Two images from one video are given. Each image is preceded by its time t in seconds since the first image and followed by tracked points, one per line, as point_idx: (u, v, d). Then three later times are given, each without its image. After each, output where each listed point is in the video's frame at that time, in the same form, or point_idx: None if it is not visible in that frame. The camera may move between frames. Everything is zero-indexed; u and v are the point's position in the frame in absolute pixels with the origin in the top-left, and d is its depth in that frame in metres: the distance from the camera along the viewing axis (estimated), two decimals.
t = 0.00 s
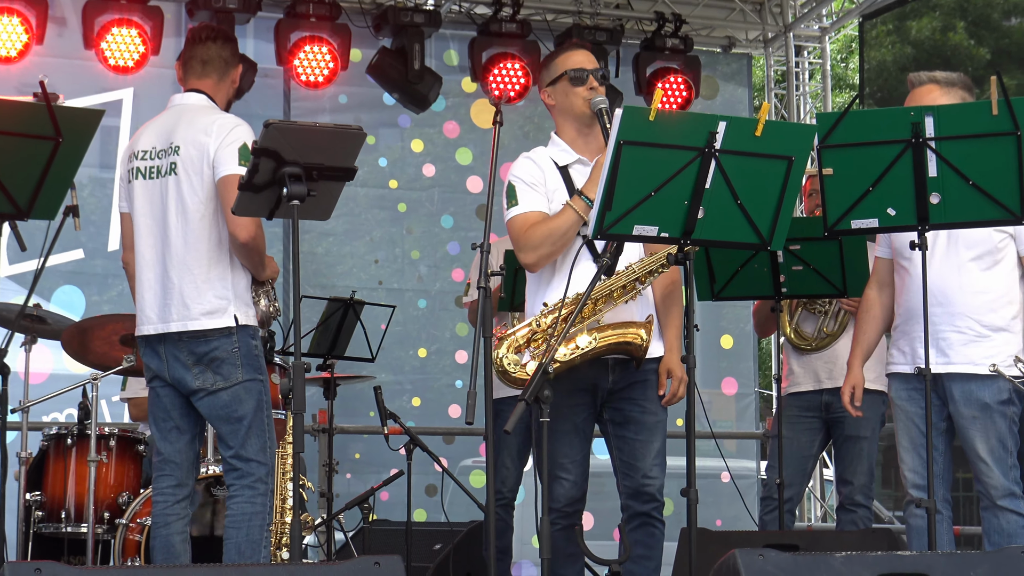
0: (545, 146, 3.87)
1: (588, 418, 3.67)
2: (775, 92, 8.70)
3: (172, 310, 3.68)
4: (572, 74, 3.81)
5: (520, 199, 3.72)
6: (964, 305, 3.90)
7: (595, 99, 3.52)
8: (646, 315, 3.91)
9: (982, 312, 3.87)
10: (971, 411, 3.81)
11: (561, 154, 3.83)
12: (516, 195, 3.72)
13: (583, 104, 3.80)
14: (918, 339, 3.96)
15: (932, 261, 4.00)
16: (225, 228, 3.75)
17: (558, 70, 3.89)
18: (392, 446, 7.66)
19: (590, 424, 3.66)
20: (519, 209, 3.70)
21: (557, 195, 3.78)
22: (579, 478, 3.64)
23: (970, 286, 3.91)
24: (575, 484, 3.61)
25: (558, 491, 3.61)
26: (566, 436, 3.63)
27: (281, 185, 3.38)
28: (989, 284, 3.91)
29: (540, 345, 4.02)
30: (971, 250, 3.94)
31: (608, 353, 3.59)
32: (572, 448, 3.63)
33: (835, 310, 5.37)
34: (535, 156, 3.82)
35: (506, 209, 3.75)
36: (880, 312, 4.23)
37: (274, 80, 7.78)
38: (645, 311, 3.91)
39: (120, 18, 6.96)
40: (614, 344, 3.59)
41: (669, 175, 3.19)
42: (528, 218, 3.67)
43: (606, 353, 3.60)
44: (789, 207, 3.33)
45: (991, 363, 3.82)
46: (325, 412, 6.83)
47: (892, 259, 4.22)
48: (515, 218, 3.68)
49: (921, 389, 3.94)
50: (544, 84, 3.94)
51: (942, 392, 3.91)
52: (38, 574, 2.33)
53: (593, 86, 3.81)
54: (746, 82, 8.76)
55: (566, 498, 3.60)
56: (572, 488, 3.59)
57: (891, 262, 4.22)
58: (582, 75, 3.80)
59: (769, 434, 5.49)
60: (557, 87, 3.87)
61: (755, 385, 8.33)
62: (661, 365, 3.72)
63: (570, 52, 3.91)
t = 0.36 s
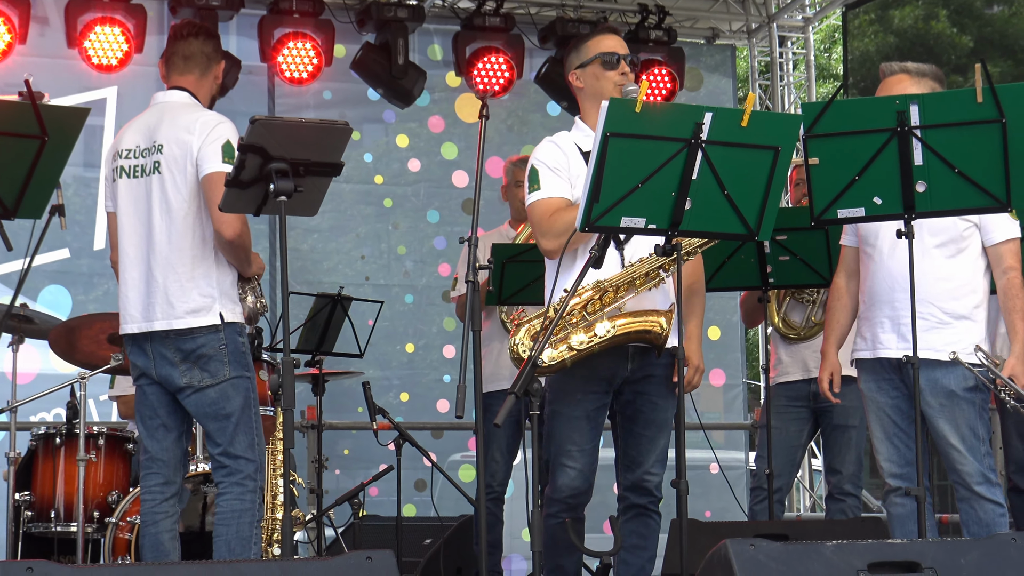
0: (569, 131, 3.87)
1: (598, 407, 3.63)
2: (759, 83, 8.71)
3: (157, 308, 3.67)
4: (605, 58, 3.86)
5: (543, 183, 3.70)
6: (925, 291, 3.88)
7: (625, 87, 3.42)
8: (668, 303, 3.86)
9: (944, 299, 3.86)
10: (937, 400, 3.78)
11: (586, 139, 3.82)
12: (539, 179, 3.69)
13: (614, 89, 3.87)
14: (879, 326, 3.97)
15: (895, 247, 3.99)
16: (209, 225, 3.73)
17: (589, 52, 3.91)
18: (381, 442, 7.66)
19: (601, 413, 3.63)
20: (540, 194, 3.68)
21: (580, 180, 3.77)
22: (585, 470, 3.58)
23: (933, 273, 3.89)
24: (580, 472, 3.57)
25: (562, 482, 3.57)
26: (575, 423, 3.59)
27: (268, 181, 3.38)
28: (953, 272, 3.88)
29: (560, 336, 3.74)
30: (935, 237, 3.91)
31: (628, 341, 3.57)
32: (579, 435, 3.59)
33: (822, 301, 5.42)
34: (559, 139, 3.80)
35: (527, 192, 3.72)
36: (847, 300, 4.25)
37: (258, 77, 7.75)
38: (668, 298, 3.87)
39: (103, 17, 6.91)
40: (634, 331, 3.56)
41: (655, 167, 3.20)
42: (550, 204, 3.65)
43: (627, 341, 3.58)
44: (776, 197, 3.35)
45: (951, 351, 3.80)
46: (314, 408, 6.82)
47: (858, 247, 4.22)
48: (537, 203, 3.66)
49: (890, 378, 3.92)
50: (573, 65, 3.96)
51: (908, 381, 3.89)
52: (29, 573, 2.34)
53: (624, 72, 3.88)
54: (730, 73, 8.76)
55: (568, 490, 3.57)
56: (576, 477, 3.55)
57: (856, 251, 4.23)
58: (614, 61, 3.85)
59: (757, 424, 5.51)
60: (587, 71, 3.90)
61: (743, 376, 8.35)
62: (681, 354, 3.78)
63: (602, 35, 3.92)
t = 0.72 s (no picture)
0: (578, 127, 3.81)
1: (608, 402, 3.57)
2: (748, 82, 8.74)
3: (145, 303, 3.66)
4: (626, 55, 3.85)
5: (551, 178, 3.65)
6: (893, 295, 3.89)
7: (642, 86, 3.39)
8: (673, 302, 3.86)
9: (913, 303, 3.87)
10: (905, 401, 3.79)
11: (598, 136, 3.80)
12: (547, 175, 3.65)
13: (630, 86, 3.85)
14: (850, 329, 3.97)
15: (866, 251, 4.01)
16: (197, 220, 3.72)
17: (608, 48, 3.90)
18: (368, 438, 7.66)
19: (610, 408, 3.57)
20: (548, 189, 3.64)
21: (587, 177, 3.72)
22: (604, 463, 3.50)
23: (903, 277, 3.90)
24: (595, 466, 3.48)
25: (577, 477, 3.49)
26: (591, 413, 3.52)
27: (258, 177, 3.38)
28: (924, 276, 3.89)
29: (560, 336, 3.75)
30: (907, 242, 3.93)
31: (635, 339, 3.57)
32: (596, 425, 3.51)
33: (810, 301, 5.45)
34: (567, 135, 3.74)
35: (535, 188, 3.68)
36: (822, 311, 4.26)
37: (248, 72, 7.73)
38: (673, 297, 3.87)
39: (92, 10, 6.89)
40: (640, 330, 3.56)
41: (646, 165, 3.21)
42: (556, 200, 3.62)
43: (635, 339, 3.57)
44: (766, 196, 3.36)
45: (919, 355, 3.82)
46: (301, 404, 6.81)
47: (835, 256, 4.22)
48: (545, 200, 3.62)
49: (861, 380, 3.95)
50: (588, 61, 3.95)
51: (878, 383, 3.90)
52: (18, 567, 2.33)
53: (643, 71, 3.87)
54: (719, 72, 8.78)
55: (589, 482, 3.48)
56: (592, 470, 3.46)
57: (833, 258, 4.23)
58: (635, 60, 3.84)
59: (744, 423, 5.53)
60: (604, 66, 3.88)
61: (730, 374, 8.38)
62: (692, 353, 3.82)
63: (620, 32, 3.92)
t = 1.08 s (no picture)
0: (567, 123, 3.81)
1: (592, 403, 3.59)
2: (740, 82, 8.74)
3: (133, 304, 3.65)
4: (615, 53, 3.85)
5: (542, 175, 3.65)
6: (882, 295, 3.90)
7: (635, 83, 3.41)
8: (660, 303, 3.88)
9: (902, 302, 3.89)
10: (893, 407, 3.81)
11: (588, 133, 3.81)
12: (538, 171, 3.65)
13: (620, 83, 3.85)
14: (839, 330, 3.99)
15: (855, 252, 4.02)
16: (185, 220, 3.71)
17: (597, 45, 3.90)
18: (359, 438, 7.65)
19: (594, 408, 3.59)
20: (539, 186, 3.64)
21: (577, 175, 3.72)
22: (585, 465, 3.55)
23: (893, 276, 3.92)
24: (576, 468, 3.52)
25: (561, 477, 3.51)
26: (574, 417, 3.54)
27: (249, 177, 3.39)
28: (913, 275, 3.92)
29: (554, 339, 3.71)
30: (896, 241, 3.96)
31: (624, 346, 3.56)
32: (578, 428, 3.54)
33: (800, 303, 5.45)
34: (558, 131, 3.74)
35: (526, 184, 3.68)
36: (813, 312, 4.28)
37: (240, 71, 7.72)
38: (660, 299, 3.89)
39: (85, 8, 6.87)
40: (630, 336, 3.55)
41: (639, 166, 3.22)
42: (547, 201, 3.61)
43: (624, 345, 3.57)
44: (756, 199, 3.37)
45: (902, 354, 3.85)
46: (292, 403, 6.80)
47: (825, 258, 4.24)
48: (534, 197, 3.62)
49: (851, 382, 3.96)
50: (579, 59, 3.96)
51: (867, 386, 3.92)
52: (9, 566, 2.32)
53: (633, 67, 3.87)
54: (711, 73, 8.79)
55: (572, 483, 3.52)
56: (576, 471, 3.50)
57: (822, 261, 4.24)
58: (624, 57, 3.84)
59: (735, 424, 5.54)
60: (594, 64, 3.88)
61: (721, 375, 8.39)
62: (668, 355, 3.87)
63: (609, 28, 3.92)
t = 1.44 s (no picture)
0: (548, 125, 3.80)
1: (580, 402, 3.59)
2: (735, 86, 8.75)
3: (124, 297, 3.65)
4: (575, 52, 3.79)
5: (527, 161, 3.64)
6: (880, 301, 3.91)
7: (598, 71, 3.61)
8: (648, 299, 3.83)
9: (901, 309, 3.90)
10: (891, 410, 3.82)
11: (567, 132, 3.78)
12: (523, 159, 3.63)
13: (585, 80, 3.80)
14: (838, 337, 3.99)
15: (851, 258, 4.03)
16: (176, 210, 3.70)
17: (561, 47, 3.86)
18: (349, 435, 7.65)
19: (580, 406, 3.59)
20: (525, 171, 3.61)
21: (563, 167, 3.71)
22: (569, 464, 3.55)
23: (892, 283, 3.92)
24: (563, 468, 3.53)
25: (546, 476, 3.52)
26: (560, 416, 3.55)
27: (244, 173, 3.39)
28: (910, 282, 3.93)
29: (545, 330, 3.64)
30: (893, 248, 3.96)
31: (615, 337, 3.57)
32: (564, 428, 3.54)
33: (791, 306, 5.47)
34: (542, 133, 3.76)
35: (512, 175, 3.66)
36: (805, 317, 4.28)
37: (236, 67, 7.70)
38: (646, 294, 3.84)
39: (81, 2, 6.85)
40: (622, 327, 3.56)
41: (633, 169, 3.22)
42: (534, 177, 3.58)
43: (615, 336, 3.57)
44: (750, 203, 3.38)
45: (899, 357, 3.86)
46: (283, 400, 6.79)
47: (817, 263, 4.24)
48: (522, 178, 3.59)
49: (845, 387, 3.97)
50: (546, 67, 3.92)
51: (862, 391, 3.93)
52: None
53: (595, 63, 3.81)
54: (707, 76, 8.79)
55: (556, 483, 3.52)
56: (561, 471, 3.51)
57: (815, 266, 4.25)
58: (585, 54, 3.78)
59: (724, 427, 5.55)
60: (559, 67, 3.84)
61: (712, 378, 8.41)
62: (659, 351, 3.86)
63: (573, 32, 3.89)
